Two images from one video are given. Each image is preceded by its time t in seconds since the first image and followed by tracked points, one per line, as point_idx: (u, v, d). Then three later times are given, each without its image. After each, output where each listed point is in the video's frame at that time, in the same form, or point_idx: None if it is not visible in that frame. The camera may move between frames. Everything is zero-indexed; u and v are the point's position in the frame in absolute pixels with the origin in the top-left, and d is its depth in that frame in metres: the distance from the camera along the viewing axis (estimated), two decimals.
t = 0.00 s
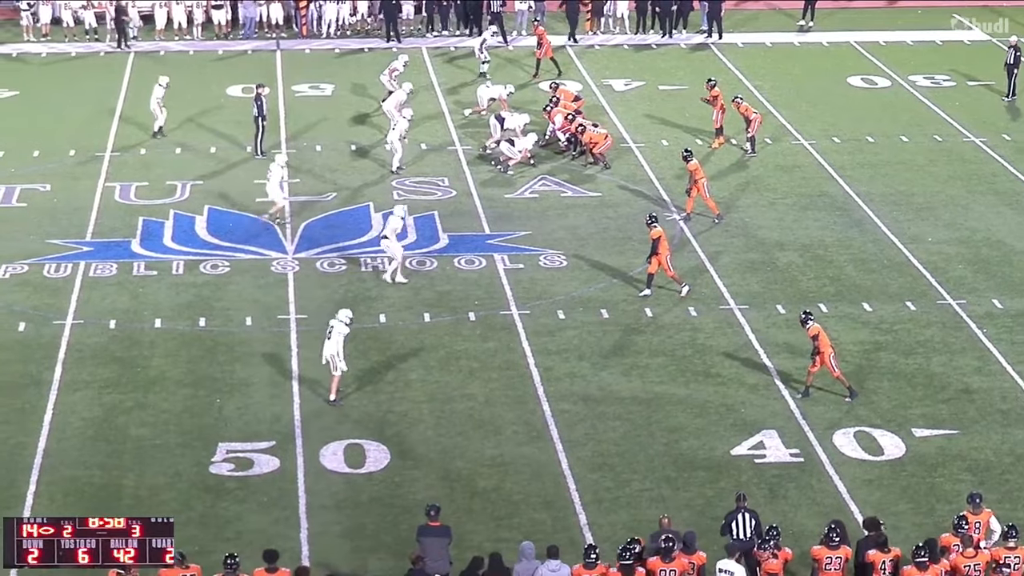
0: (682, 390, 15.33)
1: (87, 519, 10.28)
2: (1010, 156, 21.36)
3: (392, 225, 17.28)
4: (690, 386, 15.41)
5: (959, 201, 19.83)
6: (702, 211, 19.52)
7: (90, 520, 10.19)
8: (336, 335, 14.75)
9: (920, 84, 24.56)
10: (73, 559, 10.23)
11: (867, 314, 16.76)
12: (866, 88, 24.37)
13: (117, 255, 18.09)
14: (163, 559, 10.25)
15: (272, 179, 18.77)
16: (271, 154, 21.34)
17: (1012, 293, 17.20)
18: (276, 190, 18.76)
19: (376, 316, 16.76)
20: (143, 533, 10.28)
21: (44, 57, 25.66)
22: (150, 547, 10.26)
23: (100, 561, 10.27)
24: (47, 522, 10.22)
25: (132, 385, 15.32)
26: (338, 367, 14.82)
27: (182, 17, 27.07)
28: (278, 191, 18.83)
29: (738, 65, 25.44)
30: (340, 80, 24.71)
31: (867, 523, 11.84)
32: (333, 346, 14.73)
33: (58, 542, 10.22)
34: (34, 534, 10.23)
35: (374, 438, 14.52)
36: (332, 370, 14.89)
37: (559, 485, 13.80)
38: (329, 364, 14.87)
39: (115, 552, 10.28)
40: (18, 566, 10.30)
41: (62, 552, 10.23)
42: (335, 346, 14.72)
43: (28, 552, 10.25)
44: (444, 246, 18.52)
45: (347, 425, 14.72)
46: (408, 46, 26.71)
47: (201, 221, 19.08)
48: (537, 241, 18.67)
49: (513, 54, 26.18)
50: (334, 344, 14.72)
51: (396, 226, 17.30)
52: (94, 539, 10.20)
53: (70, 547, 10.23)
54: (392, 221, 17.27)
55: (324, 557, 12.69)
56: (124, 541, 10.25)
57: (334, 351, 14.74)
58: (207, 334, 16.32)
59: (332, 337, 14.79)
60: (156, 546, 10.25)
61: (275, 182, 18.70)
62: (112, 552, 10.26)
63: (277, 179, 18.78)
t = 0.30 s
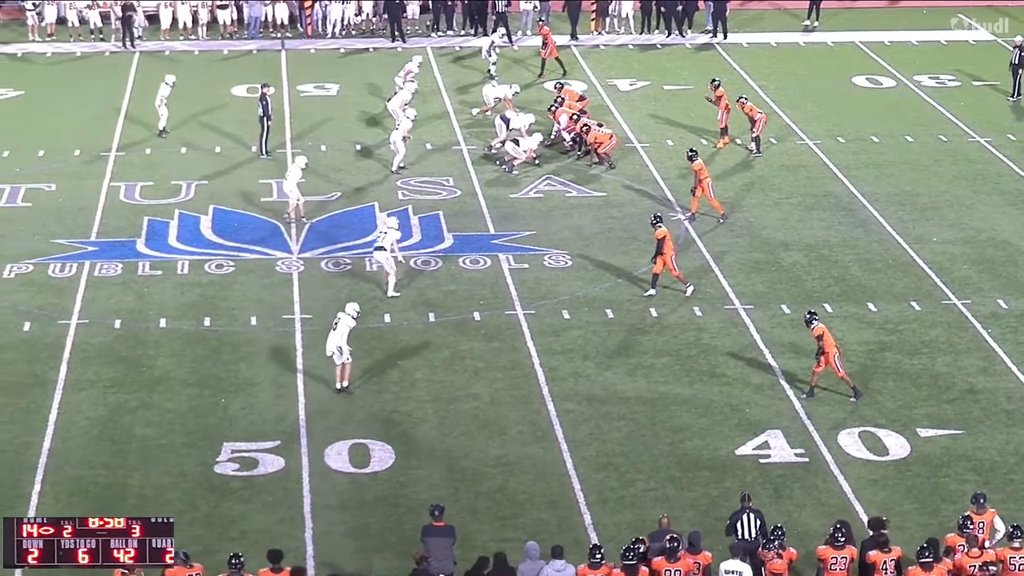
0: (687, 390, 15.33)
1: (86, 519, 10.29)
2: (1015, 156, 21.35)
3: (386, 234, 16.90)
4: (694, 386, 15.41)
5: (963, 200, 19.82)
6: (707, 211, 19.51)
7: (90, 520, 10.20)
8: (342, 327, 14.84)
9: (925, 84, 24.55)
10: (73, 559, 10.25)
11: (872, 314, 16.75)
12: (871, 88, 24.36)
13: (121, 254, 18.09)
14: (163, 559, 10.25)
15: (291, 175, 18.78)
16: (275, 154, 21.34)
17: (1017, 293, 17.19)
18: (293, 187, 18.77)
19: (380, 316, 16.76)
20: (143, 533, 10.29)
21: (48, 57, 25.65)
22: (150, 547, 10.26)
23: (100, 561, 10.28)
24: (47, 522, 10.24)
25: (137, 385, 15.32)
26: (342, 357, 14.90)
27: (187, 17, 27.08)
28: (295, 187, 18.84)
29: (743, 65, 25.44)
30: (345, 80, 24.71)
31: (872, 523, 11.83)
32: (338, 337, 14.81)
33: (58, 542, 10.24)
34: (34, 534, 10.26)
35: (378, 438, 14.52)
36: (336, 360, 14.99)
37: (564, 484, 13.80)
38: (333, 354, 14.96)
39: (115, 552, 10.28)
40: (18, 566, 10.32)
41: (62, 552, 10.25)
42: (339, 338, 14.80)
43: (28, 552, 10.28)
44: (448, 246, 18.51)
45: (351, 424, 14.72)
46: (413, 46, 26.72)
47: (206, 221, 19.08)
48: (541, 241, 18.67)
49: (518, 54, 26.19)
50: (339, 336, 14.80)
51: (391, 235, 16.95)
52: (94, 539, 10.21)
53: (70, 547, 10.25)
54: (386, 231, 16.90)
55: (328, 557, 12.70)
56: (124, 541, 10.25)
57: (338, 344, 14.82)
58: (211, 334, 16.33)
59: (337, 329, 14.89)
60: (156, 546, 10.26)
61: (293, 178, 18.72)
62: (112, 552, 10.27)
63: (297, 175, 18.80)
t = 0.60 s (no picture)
0: (691, 390, 15.33)
1: (87, 519, 10.29)
2: (1019, 156, 21.35)
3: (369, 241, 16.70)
4: (699, 386, 15.40)
5: (967, 200, 19.81)
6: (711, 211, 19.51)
7: (90, 520, 10.20)
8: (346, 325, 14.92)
9: (929, 84, 24.54)
10: (73, 559, 10.25)
11: (876, 314, 16.75)
12: (875, 88, 24.35)
13: (125, 254, 18.10)
14: (164, 559, 10.25)
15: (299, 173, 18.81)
16: (279, 153, 21.34)
17: (1021, 293, 17.19)
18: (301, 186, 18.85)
19: (384, 316, 16.76)
20: (143, 533, 10.28)
21: (52, 57, 25.65)
22: (150, 548, 10.26)
23: (100, 561, 10.28)
24: (47, 523, 10.24)
25: (140, 385, 15.33)
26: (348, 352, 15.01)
27: (191, 17, 27.09)
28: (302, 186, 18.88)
29: (747, 66, 25.43)
30: (349, 80, 24.71)
31: (875, 523, 11.84)
32: (342, 335, 14.90)
33: (58, 542, 10.24)
34: (34, 534, 10.26)
35: (382, 438, 14.52)
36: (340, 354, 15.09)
37: (567, 484, 13.80)
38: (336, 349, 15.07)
39: (115, 552, 10.28)
40: (18, 566, 10.32)
41: (62, 552, 10.25)
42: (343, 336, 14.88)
43: (28, 552, 10.29)
44: (452, 246, 18.51)
45: (355, 424, 14.73)
46: (417, 46, 26.72)
47: (210, 221, 19.08)
48: (545, 240, 18.66)
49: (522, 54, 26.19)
50: (344, 333, 14.89)
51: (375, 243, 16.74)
52: (94, 539, 10.21)
53: (70, 547, 10.25)
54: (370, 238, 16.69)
55: (331, 557, 12.70)
56: (124, 541, 10.25)
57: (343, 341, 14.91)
58: (214, 334, 16.33)
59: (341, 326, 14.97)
60: (156, 546, 10.25)
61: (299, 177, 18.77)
62: (112, 552, 10.26)
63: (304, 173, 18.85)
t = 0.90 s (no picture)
0: (693, 390, 15.32)
1: (87, 519, 10.28)
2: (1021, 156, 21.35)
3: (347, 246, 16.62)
4: (700, 386, 15.40)
5: (969, 201, 19.81)
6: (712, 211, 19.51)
7: (90, 520, 10.18)
8: (342, 324, 15.04)
9: (931, 84, 24.54)
10: (73, 559, 10.24)
11: (878, 314, 16.75)
12: (877, 88, 24.36)
13: (128, 254, 18.09)
14: (163, 559, 10.24)
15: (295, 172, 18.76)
16: (281, 153, 21.34)
17: (1023, 293, 17.19)
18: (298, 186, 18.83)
19: (386, 316, 16.76)
20: (143, 533, 10.27)
21: (54, 57, 25.64)
22: (150, 548, 10.25)
23: (100, 561, 10.26)
24: (47, 522, 10.24)
25: (142, 385, 15.33)
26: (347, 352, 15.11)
27: (194, 17, 27.08)
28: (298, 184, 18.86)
29: (749, 66, 25.43)
30: (351, 80, 24.71)
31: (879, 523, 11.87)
32: (339, 334, 15.03)
33: (58, 542, 10.23)
34: (34, 534, 10.25)
35: (384, 438, 14.52)
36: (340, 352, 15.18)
37: (569, 484, 13.80)
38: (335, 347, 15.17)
39: (115, 552, 10.27)
40: (18, 566, 10.31)
41: (63, 552, 10.25)
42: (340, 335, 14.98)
43: (28, 552, 10.28)
44: (454, 245, 18.51)
45: (357, 424, 14.73)
46: (419, 46, 26.73)
47: (212, 220, 19.09)
48: (547, 240, 18.66)
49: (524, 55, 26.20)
50: (340, 332, 15.01)
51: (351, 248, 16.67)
52: (94, 539, 10.19)
53: (70, 547, 10.24)
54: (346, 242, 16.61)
55: (333, 557, 12.69)
56: (124, 541, 10.24)
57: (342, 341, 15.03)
58: (216, 334, 16.33)
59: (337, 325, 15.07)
60: (156, 546, 10.23)
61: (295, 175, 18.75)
62: (112, 552, 10.25)
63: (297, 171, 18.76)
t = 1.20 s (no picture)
0: (695, 390, 15.32)
1: (87, 519, 10.28)
2: None
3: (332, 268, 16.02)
4: (702, 386, 15.40)
5: (971, 201, 19.81)
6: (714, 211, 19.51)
7: (90, 520, 10.19)
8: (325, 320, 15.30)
9: (933, 84, 24.54)
10: (74, 559, 10.25)
11: (880, 314, 16.75)
12: (879, 88, 24.36)
13: (130, 254, 18.10)
14: (163, 559, 10.24)
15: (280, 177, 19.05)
16: (283, 153, 21.34)
17: None
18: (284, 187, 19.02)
19: (388, 316, 16.76)
20: (143, 533, 10.27)
21: (57, 57, 25.64)
22: (150, 548, 10.25)
23: (100, 561, 10.26)
24: (47, 522, 10.24)
25: (145, 385, 15.33)
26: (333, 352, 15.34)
27: (196, 16, 27.08)
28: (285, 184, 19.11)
29: (752, 66, 25.43)
30: (353, 80, 24.70)
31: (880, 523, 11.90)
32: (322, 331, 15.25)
33: (58, 542, 10.24)
34: (34, 534, 10.26)
35: (386, 438, 14.52)
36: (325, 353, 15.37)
37: (572, 484, 13.80)
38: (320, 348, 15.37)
39: (115, 552, 10.27)
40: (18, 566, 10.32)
41: (63, 552, 10.25)
42: (322, 331, 15.22)
43: (28, 552, 10.29)
44: (457, 245, 18.51)
45: (359, 424, 14.73)
46: (421, 46, 26.74)
47: (214, 220, 19.10)
48: (549, 240, 18.66)
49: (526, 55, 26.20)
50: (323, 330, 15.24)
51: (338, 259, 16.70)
52: (94, 539, 10.20)
53: (70, 547, 10.25)
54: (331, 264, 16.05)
55: (335, 557, 12.69)
56: (124, 541, 10.24)
57: (326, 338, 15.24)
58: (218, 334, 16.33)
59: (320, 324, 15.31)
60: (156, 546, 10.24)
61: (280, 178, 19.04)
62: (112, 552, 10.26)
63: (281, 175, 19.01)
